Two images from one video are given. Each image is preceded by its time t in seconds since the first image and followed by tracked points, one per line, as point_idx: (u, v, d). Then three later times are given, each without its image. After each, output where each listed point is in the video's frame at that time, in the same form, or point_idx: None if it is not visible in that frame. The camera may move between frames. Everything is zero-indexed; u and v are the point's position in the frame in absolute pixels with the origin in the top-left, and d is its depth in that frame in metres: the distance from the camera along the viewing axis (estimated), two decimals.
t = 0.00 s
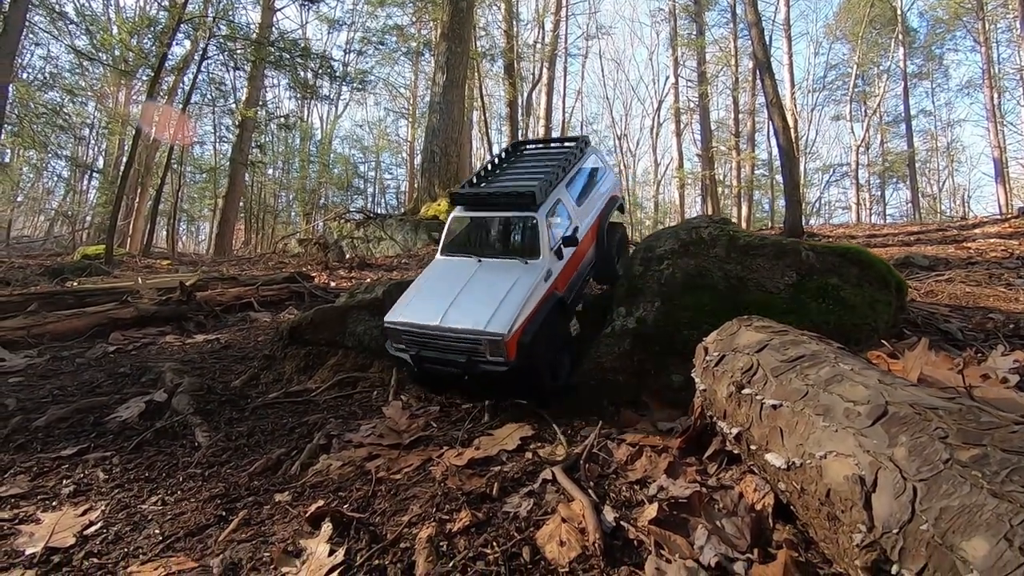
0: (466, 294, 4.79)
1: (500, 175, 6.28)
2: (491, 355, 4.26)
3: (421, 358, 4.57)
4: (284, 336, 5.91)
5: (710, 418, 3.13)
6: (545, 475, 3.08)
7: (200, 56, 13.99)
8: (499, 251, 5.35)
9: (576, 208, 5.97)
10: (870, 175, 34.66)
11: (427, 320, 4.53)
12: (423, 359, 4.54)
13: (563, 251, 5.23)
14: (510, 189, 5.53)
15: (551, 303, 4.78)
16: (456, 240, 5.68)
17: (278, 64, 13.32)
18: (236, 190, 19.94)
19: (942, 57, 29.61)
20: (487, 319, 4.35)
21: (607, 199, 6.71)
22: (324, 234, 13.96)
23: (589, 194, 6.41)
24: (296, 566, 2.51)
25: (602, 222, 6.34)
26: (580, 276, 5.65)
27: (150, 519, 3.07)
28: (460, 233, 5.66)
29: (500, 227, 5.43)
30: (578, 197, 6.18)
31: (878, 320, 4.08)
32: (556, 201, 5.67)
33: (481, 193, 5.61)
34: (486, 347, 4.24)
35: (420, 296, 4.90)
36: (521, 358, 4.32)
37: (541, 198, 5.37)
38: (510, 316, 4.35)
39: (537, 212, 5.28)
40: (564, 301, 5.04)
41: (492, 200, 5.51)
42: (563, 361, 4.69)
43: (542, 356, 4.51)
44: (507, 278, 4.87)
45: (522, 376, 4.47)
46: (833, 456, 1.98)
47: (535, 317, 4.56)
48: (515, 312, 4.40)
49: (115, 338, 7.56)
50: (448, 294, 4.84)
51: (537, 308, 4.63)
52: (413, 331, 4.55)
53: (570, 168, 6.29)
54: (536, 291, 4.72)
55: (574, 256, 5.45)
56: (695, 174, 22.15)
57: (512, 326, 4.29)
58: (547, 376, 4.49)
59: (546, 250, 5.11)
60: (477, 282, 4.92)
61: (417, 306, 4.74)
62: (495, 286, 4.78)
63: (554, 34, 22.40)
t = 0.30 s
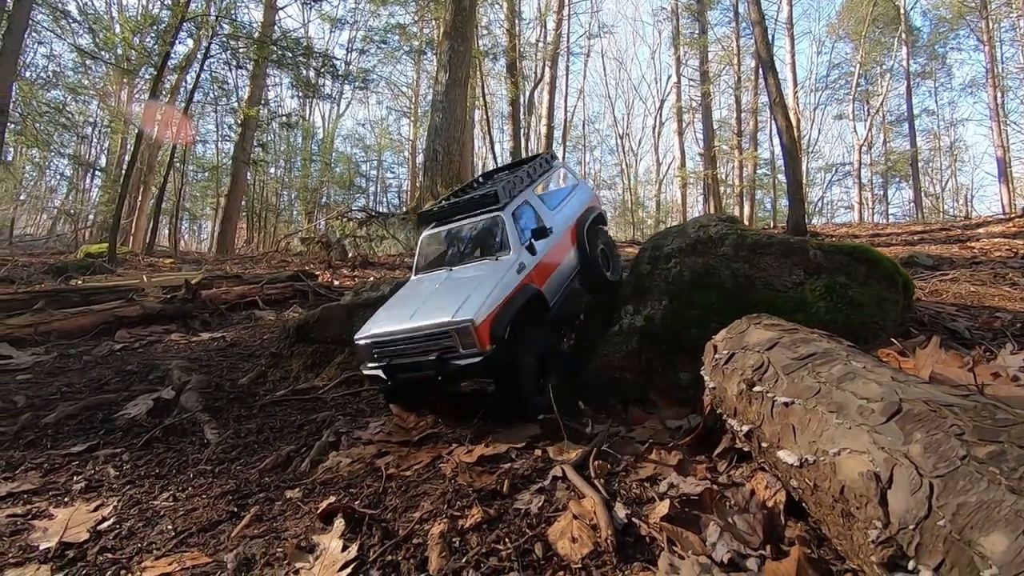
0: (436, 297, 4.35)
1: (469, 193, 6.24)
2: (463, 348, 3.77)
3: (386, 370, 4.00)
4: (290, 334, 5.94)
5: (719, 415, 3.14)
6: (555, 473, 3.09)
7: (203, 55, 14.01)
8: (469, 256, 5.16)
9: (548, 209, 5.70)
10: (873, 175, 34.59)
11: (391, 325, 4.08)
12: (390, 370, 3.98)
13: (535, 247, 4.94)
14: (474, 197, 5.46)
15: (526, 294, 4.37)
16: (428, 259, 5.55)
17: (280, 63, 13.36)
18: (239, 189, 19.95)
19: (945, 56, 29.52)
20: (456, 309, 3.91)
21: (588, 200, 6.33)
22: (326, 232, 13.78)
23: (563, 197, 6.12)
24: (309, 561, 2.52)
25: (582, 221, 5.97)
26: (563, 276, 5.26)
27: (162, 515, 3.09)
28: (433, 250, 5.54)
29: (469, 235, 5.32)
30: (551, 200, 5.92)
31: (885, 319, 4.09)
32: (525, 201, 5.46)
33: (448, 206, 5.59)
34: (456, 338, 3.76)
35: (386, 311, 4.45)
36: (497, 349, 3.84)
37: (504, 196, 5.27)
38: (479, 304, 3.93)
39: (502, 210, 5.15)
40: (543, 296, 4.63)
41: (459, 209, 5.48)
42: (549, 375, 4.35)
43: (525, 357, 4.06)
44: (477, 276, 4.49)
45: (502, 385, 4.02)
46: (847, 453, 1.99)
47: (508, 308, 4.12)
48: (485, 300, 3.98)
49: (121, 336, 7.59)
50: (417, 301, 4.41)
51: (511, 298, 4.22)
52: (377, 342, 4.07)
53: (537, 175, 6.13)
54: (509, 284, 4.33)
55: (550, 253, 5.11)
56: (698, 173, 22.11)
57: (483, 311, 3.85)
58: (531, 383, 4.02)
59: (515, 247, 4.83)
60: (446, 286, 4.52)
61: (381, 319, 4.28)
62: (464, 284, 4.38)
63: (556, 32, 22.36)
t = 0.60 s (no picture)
0: (406, 300, 4.00)
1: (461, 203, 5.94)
2: (424, 351, 3.40)
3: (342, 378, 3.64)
4: (296, 331, 5.96)
5: (727, 411, 3.15)
6: (562, 469, 3.10)
7: (207, 53, 14.06)
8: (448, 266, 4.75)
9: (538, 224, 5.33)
10: (876, 174, 34.48)
11: (353, 327, 3.75)
12: (346, 376, 3.60)
13: (517, 258, 4.57)
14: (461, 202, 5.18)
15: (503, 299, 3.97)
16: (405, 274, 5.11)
17: (284, 61, 13.41)
18: (242, 187, 20.00)
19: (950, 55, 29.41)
20: (421, 308, 3.58)
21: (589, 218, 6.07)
22: (329, 231, 13.47)
23: (557, 217, 5.74)
24: (321, 554, 2.53)
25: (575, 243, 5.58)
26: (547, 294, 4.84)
27: (173, 509, 3.11)
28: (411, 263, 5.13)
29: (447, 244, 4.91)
30: (543, 216, 5.57)
31: (892, 317, 4.08)
32: (512, 212, 5.11)
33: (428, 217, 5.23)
34: (417, 339, 3.40)
35: (352, 317, 4.10)
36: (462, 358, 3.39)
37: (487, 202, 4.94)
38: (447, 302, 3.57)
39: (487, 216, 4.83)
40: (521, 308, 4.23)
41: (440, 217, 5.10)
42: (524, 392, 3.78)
43: (493, 367, 3.53)
44: (450, 281, 4.13)
45: (466, 404, 3.53)
46: (858, 447, 2.00)
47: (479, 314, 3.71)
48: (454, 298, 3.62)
49: (128, 333, 7.64)
50: (387, 305, 4.07)
51: (484, 303, 3.85)
52: (338, 345, 3.76)
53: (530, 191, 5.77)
54: (484, 288, 3.97)
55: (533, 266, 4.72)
56: (700, 172, 22.09)
57: (449, 311, 3.49)
58: (500, 399, 3.47)
59: (495, 256, 4.48)
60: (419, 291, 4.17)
61: (343, 323, 3.93)
62: (437, 288, 4.04)
63: (559, 31, 22.33)
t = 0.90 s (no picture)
0: (383, 296, 3.76)
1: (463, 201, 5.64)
2: (395, 350, 3.16)
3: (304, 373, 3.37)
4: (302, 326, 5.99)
5: (733, 405, 3.17)
6: (569, 462, 3.12)
7: (211, 53, 14.11)
8: (438, 265, 4.45)
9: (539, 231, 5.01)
10: (881, 174, 34.36)
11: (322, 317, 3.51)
12: (308, 371, 3.33)
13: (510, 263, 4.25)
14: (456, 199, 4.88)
15: (492, 305, 3.66)
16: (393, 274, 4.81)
17: (288, 60, 13.47)
18: (246, 186, 20.04)
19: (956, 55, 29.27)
20: (398, 302, 3.33)
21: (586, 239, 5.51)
22: (333, 230, 13.57)
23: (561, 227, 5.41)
24: (333, 542, 2.56)
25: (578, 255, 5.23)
26: (540, 305, 4.50)
27: (185, 499, 3.15)
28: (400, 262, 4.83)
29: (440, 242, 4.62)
30: (547, 224, 5.21)
31: (899, 313, 4.08)
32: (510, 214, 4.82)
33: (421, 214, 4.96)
34: (388, 335, 3.17)
35: (325, 309, 3.85)
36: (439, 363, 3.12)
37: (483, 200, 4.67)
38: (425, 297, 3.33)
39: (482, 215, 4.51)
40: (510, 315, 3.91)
41: (433, 214, 4.82)
42: (505, 401, 3.52)
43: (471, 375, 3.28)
44: (434, 280, 3.87)
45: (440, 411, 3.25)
46: (866, 437, 2.02)
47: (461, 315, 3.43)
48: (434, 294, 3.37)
49: (135, 329, 7.69)
50: (362, 299, 3.83)
51: (469, 305, 3.57)
52: (303, 337, 3.50)
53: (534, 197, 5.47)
54: (471, 289, 3.69)
55: (527, 272, 4.40)
56: (704, 171, 22.04)
57: (426, 308, 3.23)
58: (480, 408, 3.21)
59: (488, 259, 4.17)
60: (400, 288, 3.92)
61: (314, 314, 3.69)
62: (419, 285, 3.78)
63: (563, 30, 22.31)
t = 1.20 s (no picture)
0: (346, 303, 3.43)
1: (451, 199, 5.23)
2: (350, 372, 2.85)
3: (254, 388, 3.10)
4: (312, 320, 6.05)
5: (742, 396, 3.19)
6: (577, 454, 3.14)
7: (217, 50, 14.18)
8: (415, 272, 4.03)
9: (530, 240, 4.62)
10: (888, 173, 34.17)
11: (275, 325, 3.19)
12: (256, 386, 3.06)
13: (494, 276, 3.88)
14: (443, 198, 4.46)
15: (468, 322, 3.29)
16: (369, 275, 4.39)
17: (294, 57, 13.55)
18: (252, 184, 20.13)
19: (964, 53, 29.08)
20: (360, 316, 3.01)
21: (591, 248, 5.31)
22: (339, 227, 13.67)
23: (556, 237, 5.02)
24: (349, 525, 2.62)
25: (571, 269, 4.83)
26: (524, 323, 4.12)
27: (202, 484, 3.21)
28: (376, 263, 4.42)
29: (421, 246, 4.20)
30: (540, 233, 4.86)
31: (907, 307, 4.10)
32: (499, 221, 4.44)
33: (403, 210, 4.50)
34: (344, 355, 2.86)
35: (287, 312, 3.55)
36: (396, 386, 2.78)
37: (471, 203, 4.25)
38: (390, 312, 3.00)
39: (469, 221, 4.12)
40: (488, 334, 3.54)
41: (416, 212, 4.39)
42: (480, 417, 3.16)
43: (437, 391, 2.92)
44: (409, 288, 3.55)
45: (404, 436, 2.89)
46: (877, 422, 2.05)
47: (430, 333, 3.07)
48: (400, 308, 3.04)
49: (146, 322, 7.78)
50: (324, 305, 3.50)
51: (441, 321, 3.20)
52: (255, 344, 3.21)
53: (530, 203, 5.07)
54: (446, 305, 3.32)
55: (511, 287, 4.02)
56: (709, 170, 22.00)
57: (388, 327, 2.89)
58: (446, 429, 2.87)
59: (469, 270, 3.79)
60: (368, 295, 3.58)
61: (272, 318, 3.39)
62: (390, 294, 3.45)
63: (568, 28, 22.29)
